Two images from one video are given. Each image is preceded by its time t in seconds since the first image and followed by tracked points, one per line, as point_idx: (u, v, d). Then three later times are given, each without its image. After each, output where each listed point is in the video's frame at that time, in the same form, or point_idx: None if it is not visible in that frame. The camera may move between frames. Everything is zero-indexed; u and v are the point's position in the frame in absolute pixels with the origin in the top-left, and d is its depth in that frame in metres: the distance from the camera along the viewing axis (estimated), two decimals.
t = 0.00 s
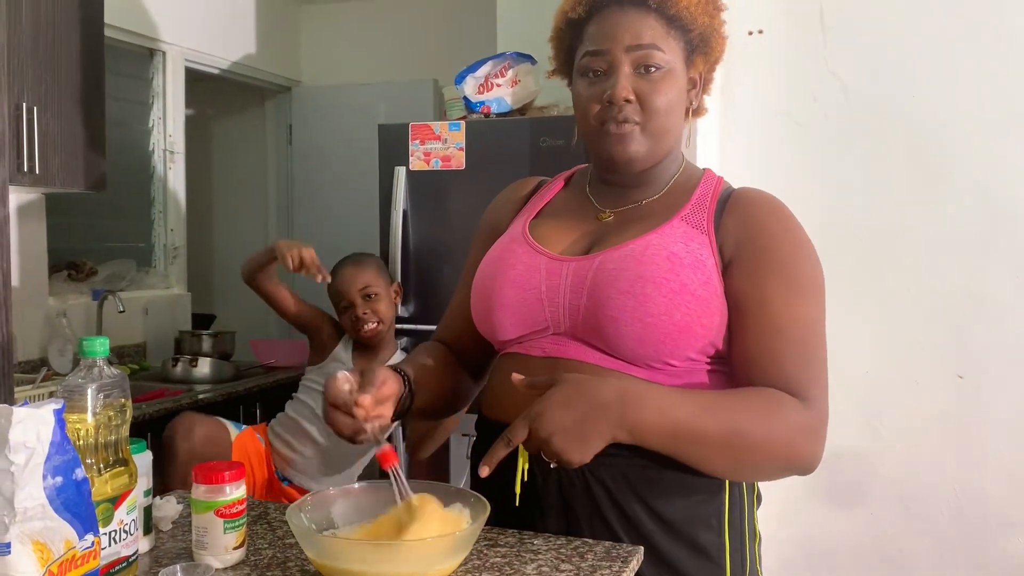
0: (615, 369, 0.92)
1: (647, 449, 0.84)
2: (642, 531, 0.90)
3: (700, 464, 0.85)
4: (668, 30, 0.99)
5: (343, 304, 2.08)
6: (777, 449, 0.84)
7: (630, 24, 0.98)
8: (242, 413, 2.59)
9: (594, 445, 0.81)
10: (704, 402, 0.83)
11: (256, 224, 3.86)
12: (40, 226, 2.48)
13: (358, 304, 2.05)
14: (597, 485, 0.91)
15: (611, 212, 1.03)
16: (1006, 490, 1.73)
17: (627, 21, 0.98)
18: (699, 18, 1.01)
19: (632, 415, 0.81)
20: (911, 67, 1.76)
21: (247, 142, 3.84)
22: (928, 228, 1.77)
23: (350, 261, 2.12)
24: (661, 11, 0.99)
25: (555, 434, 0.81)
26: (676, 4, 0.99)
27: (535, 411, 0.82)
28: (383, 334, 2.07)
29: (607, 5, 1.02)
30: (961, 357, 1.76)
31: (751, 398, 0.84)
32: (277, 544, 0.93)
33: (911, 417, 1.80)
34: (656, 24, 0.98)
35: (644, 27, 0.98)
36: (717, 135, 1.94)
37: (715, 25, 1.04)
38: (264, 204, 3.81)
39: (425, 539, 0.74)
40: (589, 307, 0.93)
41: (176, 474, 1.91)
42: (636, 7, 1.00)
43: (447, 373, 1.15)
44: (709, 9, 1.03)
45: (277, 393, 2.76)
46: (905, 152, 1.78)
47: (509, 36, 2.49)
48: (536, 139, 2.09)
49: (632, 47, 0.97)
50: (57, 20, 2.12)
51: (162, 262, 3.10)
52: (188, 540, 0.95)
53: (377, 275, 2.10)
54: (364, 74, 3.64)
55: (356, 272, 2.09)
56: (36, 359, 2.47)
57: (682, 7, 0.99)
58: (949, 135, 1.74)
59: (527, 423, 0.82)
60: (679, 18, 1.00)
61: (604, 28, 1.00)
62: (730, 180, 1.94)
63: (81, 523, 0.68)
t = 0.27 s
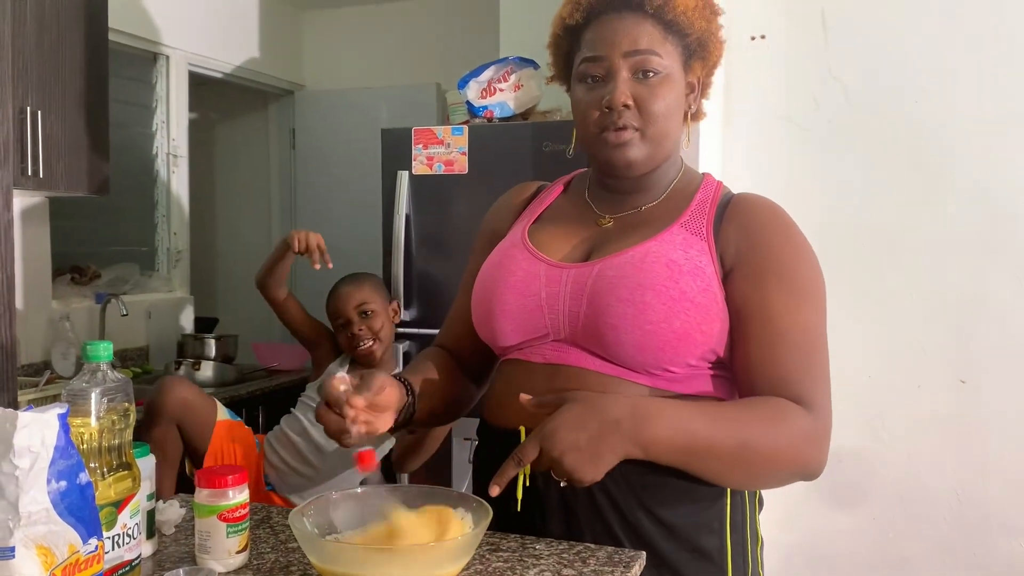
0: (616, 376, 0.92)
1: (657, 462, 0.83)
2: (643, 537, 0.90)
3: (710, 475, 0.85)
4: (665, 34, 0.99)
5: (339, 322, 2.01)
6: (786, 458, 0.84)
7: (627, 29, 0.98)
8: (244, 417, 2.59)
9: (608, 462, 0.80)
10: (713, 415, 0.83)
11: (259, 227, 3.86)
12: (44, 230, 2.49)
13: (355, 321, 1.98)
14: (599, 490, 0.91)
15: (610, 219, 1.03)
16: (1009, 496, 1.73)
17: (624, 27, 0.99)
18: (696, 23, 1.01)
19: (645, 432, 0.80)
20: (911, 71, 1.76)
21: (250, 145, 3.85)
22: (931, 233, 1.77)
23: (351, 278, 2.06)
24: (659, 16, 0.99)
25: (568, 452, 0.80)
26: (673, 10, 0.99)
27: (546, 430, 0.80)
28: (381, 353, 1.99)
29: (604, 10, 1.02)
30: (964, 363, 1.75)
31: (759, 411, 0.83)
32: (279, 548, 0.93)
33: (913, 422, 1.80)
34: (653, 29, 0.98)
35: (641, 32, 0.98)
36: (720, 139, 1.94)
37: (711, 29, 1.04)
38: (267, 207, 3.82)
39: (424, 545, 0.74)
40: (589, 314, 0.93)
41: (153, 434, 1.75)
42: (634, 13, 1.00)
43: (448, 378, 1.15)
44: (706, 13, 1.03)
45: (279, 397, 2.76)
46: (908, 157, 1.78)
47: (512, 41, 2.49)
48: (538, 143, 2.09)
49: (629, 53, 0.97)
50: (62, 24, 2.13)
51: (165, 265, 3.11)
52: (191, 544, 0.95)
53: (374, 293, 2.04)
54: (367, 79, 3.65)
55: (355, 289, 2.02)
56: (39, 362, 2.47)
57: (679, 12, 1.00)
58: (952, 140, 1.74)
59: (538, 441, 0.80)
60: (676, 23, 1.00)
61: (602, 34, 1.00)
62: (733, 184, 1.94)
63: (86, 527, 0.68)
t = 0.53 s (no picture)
0: (618, 382, 0.92)
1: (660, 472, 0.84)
2: (645, 541, 0.90)
3: (711, 484, 0.85)
4: (667, 40, 0.99)
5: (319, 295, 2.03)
6: (788, 465, 0.84)
7: (629, 35, 0.98)
8: (246, 419, 2.60)
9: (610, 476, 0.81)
10: (714, 425, 0.83)
11: (261, 231, 3.87)
12: (47, 232, 2.50)
13: (335, 298, 1.99)
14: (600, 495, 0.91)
15: (612, 224, 1.03)
16: (1011, 501, 1.72)
17: (625, 32, 0.99)
18: (698, 28, 1.01)
19: (647, 442, 0.81)
20: (913, 77, 1.77)
21: (253, 149, 3.85)
22: (933, 238, 1.77)
23: (342, 256, 2.09)
24: (660, 21, 0.99)
25: (572, 467, 0.78)
26: (675, 14, 0.99)
27: (546, 445, 0.79)
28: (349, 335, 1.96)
29: (606, 15, 1.02)
30: (966, 368, 1.75)
31: (759, 421, 0.83)
32: (280, 552, 0.93)
33: (916, 427, 1.79)
34: (654, 34, 0.99)
35: (642, 38, 0.98)
36: (722, 143, 1.94)
37: (714, 34, 1.04)
38: (269, 210, 3.82)
39: (425, 549, 0.74)
40: (591, 320, 0.94)
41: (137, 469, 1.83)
42: (635, 18, 1.00)
43: (451, 382, 1.15)
44: (708, 18, 1.03)
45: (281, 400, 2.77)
46: (910, 162, 1.78)
47: (515, 45, 2.50)
48: (541, 148, 2.09)
49: (630, 58, 0.98)
50: (66, 28, 2.13)
51: (168, 267, 3.10)
52: (192, 547, 0.95)
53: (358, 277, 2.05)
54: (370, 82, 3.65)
55: (343, 267, 2.05)
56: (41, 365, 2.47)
57: (680, 18, 0.99)
58: (955, 145, 1.74)
59: (541, 455, 0.79)
60: (678, 28, 1.00)
61: (603, 40, 1.00)
62: (735, 188, 1.94)
63: (87, 530, 0.68)
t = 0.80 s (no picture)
0: (622, 388, 0.92)
1: (661, 512, 0.81)
2: (646, 545, 0.90)
3: (717, 511, 0.83)
4: (667, 46, 0.99)
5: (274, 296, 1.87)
6: (787, 479, 0.83)
7: (629, 41, 0.99)
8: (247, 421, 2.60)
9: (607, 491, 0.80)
10: (705, 447, 0.82)
11: (262, 232, 3.87)
12: (48, 233, 2.50)
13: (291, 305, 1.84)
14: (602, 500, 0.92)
15: (616, 230, 1.03)
16: (1011, 505, 1.72)
17: (626, 39, 0.99)
18: (699, 33, 1.01)
19: (645, 478, 0.78)
20: (913, 80, 1.77)
21: (254, 150, 3.86)
22: (934, 242, 1.77)
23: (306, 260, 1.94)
24: (661, 27, 1.00)
25: (603, 494, 0.75)
26: (677, 20, 0.99)
27: (582, 470, 0.75)
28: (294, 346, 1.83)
29: (607, 21, 1.03)
30: (967, 371, 1.75)
31: (752, 436, 0.83)
32: (281, 553, 0.93)
33: (917, 430, 1.79)
34: (654, 40, 0.99)
35: (643, 44, 0.98)
36: (723, 145, 1.94)
37: (715, 39, 1.04)
38: (270, 212, 3.83)
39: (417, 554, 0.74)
40: (594, 327, 0.94)
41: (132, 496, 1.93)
42: (635, 24, 1.00)
43: (454, 386, 1.15)
44: (709, 23, 1.03)
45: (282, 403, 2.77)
46: (911, 166, 1.78)
47: (516, 48, 2.50)
48: (542, 150, 2.10)
49: (631, 65, 0.98)
50: (69, 30, 2.14)
51: (169, 269, 3.11)
52: (193, 549, 0.95)
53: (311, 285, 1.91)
54: (371, 85, 3.66)
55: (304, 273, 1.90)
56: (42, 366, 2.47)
57: (682, 24, 0.99)
58: (955, 149, 1.74)
59: (579, 482, 0.74)
60: (679, 34, 1.00)
61: (604, 46, 1.01)
62: (736, 191, 1.95)
63: (89, 532, 0.68)
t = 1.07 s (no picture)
0: (623, 391, 0.92)
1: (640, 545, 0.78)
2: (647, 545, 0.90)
3: (699, 534, 0.81)
4: (663, 48, 0.98)
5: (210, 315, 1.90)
6: (771, 490, 0.81)
7: (624, 45, 0.98)
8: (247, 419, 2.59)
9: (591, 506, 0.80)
10: (677, 474, 0.80)
11: (262, 231, 3.87)
12: (47, 230, 2.50)
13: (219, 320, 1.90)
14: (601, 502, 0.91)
15: (618, 230, 1.03)
16: (1011, 505, 1.72)
17: (621, 43, 0.99)
18: (695, 33, 0.99)
19: (617, 518, 0.75)
20: (914, 80, 1.76)
21: (253, 148, 3.85)
22: (935, 241, 1.77)
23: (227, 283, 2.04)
24: (655, 29, 0.98)
25: (568, 539, 0.72)
26: (671, 22, 0.98)
27: (546, 515, 0.72)
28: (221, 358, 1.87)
29: (604, 24, 1.02)
30: (968, 371, 1.75)
31: (728, 456, 0.81)
32: (278, 553, 0.93)
33: (917, 431, 1.79)
34: (649, 43, 0.98)
35: (638, 48, 0.97)
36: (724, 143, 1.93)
37: (714, 38, 1.02)
38: (270, 210, 3.82)
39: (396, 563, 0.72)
40: (594, 329, 0.93)
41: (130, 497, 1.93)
42: (630, 28, 0.99)
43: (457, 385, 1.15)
44: (707, 22, 1.01)
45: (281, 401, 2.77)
46: (912, 165, 1.77)
47: (516, 46, 2.50)
48: (542, 149, 2.09)
49: (626, 70, 0.97)
50: (68, 27, 2.14)
51: (167, 266, 3.12)
52: (190, 547, 0.95)
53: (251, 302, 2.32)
54: (371, 82, 3.66)
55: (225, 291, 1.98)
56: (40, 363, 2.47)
57: (676, 26, 0.98)
58: (957, 148, 1.74)
59: (541, 529, 0.71)
60: (675, 36, 0.98)
61: (601, 50, 1.00)
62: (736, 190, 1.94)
63: (84, 531, 0.68)
